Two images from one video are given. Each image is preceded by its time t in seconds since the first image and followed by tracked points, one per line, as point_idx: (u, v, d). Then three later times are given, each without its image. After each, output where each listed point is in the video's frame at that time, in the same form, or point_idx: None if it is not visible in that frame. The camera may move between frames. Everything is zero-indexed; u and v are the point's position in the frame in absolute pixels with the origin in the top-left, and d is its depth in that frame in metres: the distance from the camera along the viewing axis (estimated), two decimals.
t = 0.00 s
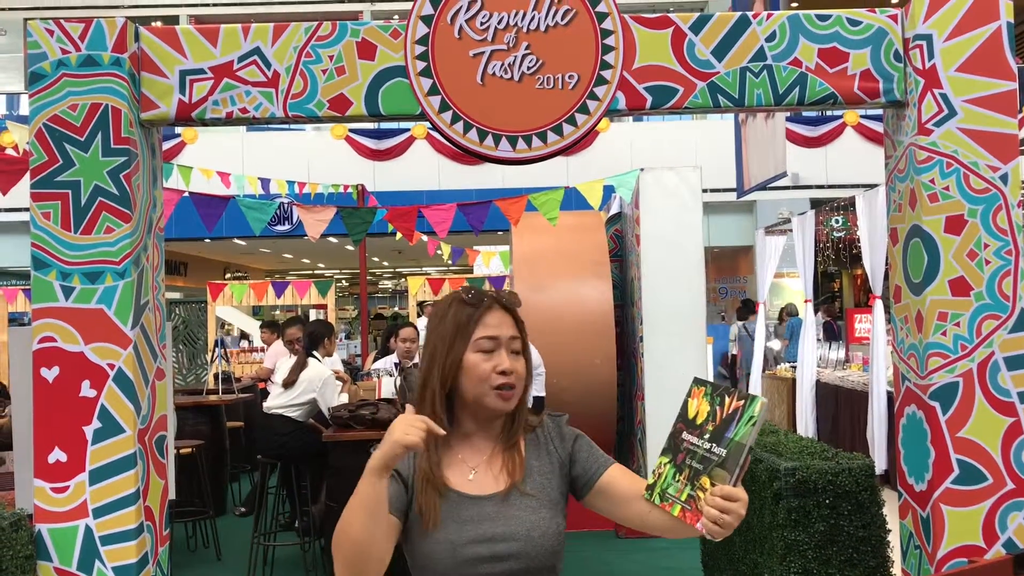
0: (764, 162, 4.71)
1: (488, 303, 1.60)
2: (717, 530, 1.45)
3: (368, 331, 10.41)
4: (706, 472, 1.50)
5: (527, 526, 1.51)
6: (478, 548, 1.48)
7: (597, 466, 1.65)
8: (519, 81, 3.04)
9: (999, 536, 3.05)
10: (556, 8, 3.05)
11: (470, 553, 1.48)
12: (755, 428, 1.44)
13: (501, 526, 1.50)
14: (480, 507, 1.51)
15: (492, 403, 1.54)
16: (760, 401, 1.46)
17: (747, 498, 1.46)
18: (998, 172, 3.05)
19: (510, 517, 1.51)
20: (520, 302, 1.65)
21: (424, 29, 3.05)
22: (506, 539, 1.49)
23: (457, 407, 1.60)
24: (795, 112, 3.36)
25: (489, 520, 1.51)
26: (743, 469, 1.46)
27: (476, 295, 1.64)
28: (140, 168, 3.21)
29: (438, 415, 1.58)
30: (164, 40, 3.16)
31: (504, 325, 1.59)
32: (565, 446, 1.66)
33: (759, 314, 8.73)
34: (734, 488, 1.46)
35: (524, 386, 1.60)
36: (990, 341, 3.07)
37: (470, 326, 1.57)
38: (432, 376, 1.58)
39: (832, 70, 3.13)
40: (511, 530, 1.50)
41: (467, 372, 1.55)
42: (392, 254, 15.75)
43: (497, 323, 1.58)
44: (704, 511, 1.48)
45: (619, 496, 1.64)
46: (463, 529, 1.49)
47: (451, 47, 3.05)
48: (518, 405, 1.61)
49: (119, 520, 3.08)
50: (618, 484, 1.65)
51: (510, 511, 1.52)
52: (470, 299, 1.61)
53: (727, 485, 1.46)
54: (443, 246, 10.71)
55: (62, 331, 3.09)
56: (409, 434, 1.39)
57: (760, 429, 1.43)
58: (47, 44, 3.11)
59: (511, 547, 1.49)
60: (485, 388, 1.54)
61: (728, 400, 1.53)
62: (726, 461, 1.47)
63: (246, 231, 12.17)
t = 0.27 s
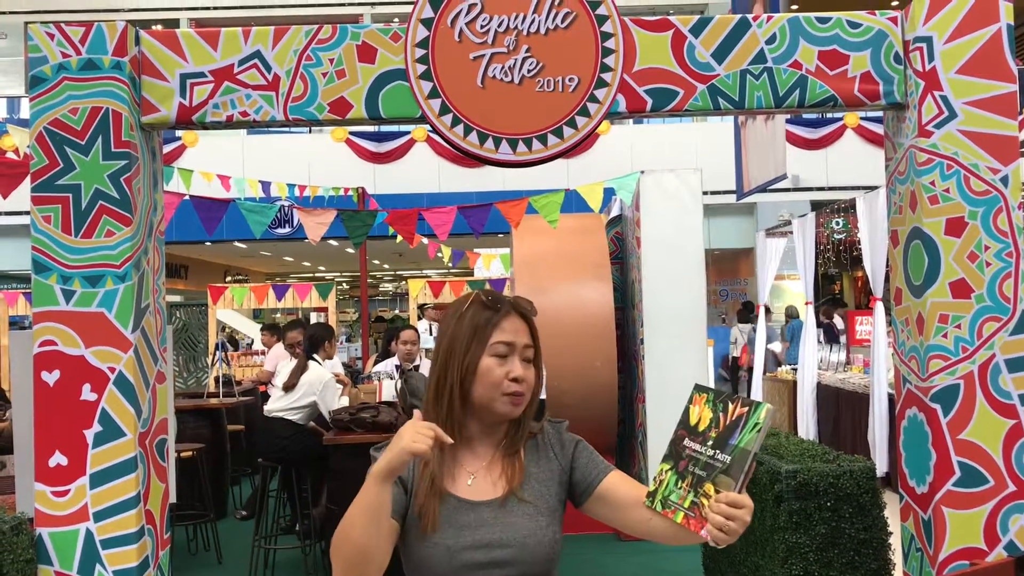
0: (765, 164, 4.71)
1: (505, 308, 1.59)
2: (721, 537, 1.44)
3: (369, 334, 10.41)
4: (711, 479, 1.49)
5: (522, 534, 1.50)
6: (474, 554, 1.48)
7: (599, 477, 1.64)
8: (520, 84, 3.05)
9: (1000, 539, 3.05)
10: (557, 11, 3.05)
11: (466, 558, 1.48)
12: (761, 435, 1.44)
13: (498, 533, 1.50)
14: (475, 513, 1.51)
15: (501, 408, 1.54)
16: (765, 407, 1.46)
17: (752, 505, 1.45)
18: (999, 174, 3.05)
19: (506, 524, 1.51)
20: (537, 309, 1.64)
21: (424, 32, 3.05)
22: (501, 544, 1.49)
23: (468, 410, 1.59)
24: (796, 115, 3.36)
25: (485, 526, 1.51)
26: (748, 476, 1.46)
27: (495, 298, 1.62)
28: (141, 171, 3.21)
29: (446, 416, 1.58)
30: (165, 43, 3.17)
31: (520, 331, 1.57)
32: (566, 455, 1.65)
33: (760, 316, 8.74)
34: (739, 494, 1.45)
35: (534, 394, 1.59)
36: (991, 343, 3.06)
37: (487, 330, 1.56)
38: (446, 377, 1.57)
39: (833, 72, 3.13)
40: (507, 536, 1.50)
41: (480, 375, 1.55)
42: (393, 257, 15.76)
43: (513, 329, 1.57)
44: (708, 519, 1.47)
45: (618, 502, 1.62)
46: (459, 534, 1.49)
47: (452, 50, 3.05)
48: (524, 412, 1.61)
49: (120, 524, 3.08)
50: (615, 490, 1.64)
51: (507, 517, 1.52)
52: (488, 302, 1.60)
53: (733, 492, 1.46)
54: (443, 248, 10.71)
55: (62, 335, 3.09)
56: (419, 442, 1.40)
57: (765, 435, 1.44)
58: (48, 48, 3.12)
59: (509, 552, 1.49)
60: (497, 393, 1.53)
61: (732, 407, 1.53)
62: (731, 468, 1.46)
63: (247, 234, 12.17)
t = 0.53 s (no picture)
0: (763, 167, 4.71)
1: (490, 313, 1.58)
2: (711, 541, 1.46)
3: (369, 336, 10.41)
4: (703, 482, 1.52)
5: (528, 535, 1.51)
6: (480, 558, 1.48)
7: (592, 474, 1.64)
8: (519, 86, 3.05)
9: (1000, 541, 3.05)
10: (556, 13, 3.05)
11: (473, 563, 1.48)
12: (755, 439, 1.48)
13: (503, 536, 1.50)
14: (478, 518, 1.51)
15: (493, 414, 1.53)
16: (759, 413, 1.50)
17: (744, 511, 1.47)
18: (998, 176, 3.06)
19: (510, 526, 1.51)
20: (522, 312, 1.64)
21: (424, 35, 3.05)
22: (506, 548, 1.49)
23: (458, 417, 1.58)
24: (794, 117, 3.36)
25: (489, 530, 1.50)
26: (741, 481, 1.49)
27: (479, 304, 1.61)
28: (141, 174, 3.21)
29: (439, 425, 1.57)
30: (165, 46, 3.17)
31: (507, 336, 1.57)
32: (559, 456, 1.65)
33: (760, 318, 8.73)
34: (731, 498, 1.47)
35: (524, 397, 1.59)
36: (991, 345, 3.07)
37: (474, 337, 1.55)
38: (434, 387, 1.56)
39: (832, 75, 3.13)
40: (511, 539, 1.50)
41: (470, 383, 1.54)
42: (392, 259, 15.76)
43: (500, 334, 1.56)
44: (699, 522, 1.49)
45: (610, 504, 1.62)
46: (465, 539, 1.49)
47: (451, 53, 3.05)
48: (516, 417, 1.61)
49: (119, 526, 3.08)
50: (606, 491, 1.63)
51: (511, 520, 1.52)
52: (473, 308, 1.59)
53: (724, 496, 1.48)
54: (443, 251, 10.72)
55: (61, 337, 3.08)
56: (412, 469, 1.40)
57: (759, 440, 1.48)
58: (47, 50, 3.12)
59: (511, 554, 1.49)
60: (489, 400, 1.53)
61: (726, 412, 1.57)
62: (724, 472, 1.49)
63: (246, 236, 12.17)
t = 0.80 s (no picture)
0: (762, 168, 4.71)
1: (475, 313, 1.59)
2: (702, 547, 1.43)
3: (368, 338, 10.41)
4: (693, 486, 1.49)
5: (539, 528, 1.52)
6: (496, 551, 1.48)
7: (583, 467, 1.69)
8: (519, 87, 3.04)
9: (1000, 542, 3.05)
10: (556, 14, 3.05)
11: (489, 556, 1.47)
12: (747, 444, 1.45)
13: (516, 529, 1.50)
14: (491, 513, 1.51)
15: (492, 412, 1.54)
16: (753, 417, 1.47)
17: (735, 517, 1.44)
18: (998, 177, 3.07)
19: (521, 521, 1.52)
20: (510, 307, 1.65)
21: (423, 35, 3.05)
22: (518, 541, 1.50)
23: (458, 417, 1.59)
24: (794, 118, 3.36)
25: (501, 524, 1.51)
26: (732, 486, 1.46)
27: (464, 304, 1.63)
28: (140, 175, 3.21)
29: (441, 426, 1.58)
30: (164, 47, 3.17)
31: (497, 332, 1.58)
32: (555, 454, 1.70)
33: (759, 319, 8.73)
34: (722, 504, 1.44)
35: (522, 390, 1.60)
36: (991, 346, 3.07)
37: (462, 338, 1.56)
38: (430, 390, 1.57)
39: (832, 76, 3.13)
40: (523, 533, 1.50)
41: (464, 384, 1.55)
42: (391, 259, 15.76)
43: (489, 332, 1.57)
44: (689, 527, 1.46)
45: (594, 500, 1.65)
46: (480, 532, 1.49)
47: (451, 53, 3.05)
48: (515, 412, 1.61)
49: (118, 528, 3.07)
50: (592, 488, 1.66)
51: (519, 514, 1.53)
52: (459, 310, 1.60)
53: (715, 502, 1.45)
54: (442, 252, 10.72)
55: (60, 338, 3.08)
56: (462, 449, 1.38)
57: (752, 445, 1.45)
58: (46, 51, 3.12)
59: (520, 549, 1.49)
60: (485, 399, 1.54)
61: (716, 414, 1.55)
62: (714, 477, 1.46)
63: (246, 237, 12.17)
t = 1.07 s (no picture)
0: (761, 168, 4.71)
1: (458, 308, 1.59)
2: (690, 539, 1.45)
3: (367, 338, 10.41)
4: (678, 480, 1.51)
5: (534, 527, 1.52)
6: (496, 550, 1.48)
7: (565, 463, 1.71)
8: (519, 87, 3.04)
9: (1000, 542, 3.05)
10: (556, 14, 3.05)
11: (490, 554, 1.47)
12: (733, 437, 1.48)
13: (512, 527, 1.50)
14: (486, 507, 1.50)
15: (477, 405, 1.53)
16: (738, 410, 1.50)
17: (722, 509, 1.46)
18: (998, 178, 3.07)
19: (516, 520, 1.52)
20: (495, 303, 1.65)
21: (423, 35, 3.05)
22: (516, 540, 1.50)
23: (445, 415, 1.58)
24: (794, 118, 3.36)
25: (497, 523, 1.50)
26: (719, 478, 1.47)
27: (446, 302, 1.63)
28: (139, 175, 3.20)
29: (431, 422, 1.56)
30: (164, 47, 3.17)
31: (481, 327, 1.58)
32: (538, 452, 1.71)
33: (759, 319, 8.74)
34: (710, 496, 1.46)
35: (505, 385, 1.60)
36: (991, 346, 3.07)
37: (446, 333, 1.55)
38: (416, 388, 1.56)
39: (832, 76, 3.13)
40: (519, 532, 1.51)
41: (449, 380, 1.54)
42: (391, 260, 15.76)
43: (472, 326, 1.57)
44: (676, 520, 1.47)
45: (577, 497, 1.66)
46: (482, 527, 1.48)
47: (451, 53, 3.05)
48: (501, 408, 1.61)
49: (117, 528, 3.07)
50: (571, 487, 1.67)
51: (511, 513, 1.52)
52: (441, 306, 1.60)
53: (702, 494, 1.46)
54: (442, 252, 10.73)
55: (60, 338, 3.08)
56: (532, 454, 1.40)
57: (738, 438, 1.48)
58: (45, 51, 3.11)
59: (517, 548, 1.49)
60: (470, 393, 1.53)
61: (701, 409, 1.57)
62: (701, 469, 1.48)
63: (245, 238, 12.17)
